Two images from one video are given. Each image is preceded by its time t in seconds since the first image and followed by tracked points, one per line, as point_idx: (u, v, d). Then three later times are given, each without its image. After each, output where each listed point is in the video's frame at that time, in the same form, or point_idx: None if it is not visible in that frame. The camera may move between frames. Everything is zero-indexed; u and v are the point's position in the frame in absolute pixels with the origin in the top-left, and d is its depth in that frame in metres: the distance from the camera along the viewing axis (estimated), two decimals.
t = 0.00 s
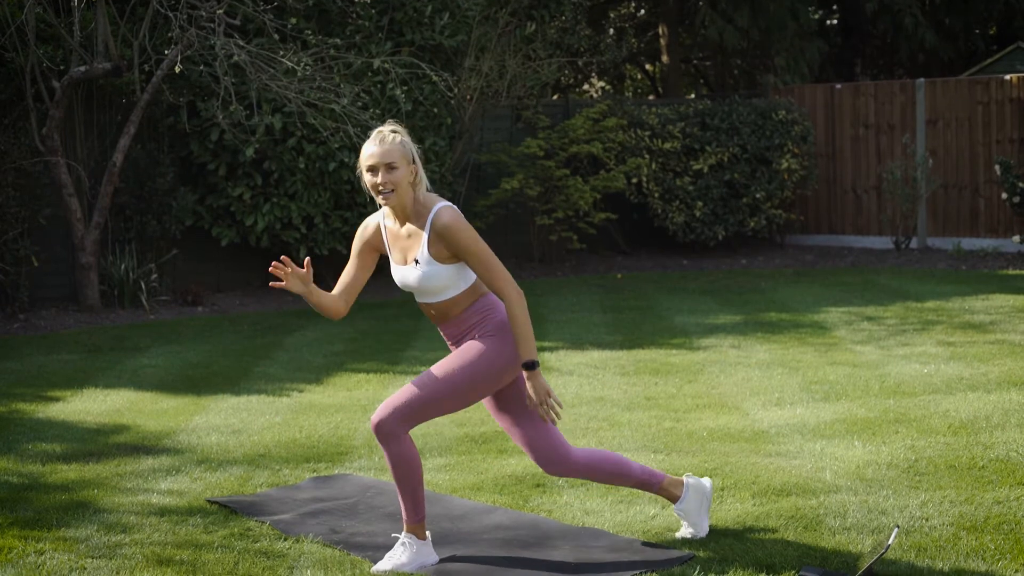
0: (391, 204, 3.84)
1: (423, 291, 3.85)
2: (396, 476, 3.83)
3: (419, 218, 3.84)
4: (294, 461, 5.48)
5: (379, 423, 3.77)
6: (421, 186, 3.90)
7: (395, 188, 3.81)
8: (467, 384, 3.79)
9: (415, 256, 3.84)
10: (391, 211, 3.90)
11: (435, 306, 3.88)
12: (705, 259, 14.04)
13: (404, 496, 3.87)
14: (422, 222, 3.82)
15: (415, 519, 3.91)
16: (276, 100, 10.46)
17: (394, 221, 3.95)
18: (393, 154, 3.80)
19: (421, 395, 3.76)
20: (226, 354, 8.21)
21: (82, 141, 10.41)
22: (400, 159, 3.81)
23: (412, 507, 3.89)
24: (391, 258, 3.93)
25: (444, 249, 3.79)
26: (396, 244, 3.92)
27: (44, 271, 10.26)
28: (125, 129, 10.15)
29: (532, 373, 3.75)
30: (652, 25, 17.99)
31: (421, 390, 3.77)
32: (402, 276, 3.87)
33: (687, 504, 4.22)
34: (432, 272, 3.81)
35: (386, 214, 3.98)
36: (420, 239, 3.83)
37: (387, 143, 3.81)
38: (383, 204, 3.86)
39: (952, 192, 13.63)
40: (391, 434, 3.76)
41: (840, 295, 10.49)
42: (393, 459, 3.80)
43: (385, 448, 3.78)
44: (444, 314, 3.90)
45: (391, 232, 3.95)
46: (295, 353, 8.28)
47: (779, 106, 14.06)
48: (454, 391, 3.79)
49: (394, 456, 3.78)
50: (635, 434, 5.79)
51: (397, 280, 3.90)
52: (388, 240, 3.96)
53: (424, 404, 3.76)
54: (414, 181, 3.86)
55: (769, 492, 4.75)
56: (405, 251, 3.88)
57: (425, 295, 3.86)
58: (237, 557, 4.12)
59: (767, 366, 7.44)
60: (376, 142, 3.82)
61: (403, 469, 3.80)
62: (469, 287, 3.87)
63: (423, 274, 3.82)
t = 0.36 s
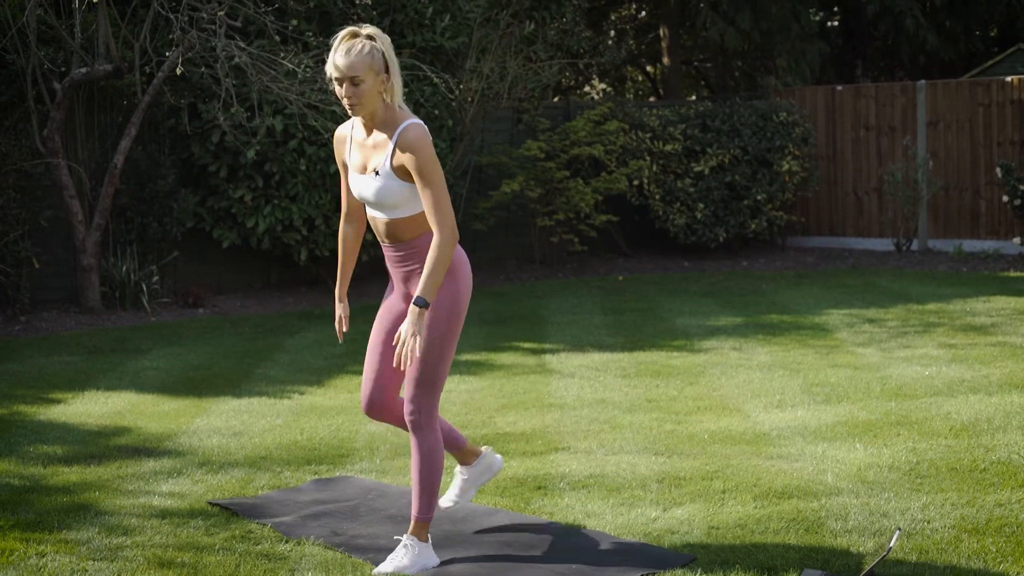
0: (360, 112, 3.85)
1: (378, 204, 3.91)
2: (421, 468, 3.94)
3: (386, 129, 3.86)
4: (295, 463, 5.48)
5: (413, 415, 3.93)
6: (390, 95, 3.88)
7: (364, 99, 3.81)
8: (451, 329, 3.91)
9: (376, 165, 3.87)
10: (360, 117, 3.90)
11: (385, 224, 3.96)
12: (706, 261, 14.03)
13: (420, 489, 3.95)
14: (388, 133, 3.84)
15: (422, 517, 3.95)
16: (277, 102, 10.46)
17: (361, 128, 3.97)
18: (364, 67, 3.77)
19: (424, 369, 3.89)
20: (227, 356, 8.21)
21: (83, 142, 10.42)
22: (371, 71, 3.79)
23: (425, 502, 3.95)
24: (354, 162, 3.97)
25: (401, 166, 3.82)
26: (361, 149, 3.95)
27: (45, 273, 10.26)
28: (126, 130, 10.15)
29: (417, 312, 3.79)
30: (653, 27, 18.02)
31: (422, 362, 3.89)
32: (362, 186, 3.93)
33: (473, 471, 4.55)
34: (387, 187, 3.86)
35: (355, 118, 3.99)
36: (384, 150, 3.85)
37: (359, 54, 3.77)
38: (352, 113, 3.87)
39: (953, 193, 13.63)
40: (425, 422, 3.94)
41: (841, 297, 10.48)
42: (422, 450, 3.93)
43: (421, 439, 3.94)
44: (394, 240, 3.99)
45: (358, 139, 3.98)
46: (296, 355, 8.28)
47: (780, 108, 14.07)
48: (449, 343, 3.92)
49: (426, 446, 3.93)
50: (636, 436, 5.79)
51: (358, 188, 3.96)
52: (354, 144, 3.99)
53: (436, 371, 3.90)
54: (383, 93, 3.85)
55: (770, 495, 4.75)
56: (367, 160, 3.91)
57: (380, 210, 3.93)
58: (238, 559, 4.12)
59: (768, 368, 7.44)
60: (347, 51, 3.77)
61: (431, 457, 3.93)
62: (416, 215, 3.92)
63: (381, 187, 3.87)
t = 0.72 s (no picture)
0: (344, 109, 3.91)
1: (353, 193, 3.93)
2: (395, 473, 3.92)
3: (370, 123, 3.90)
4: (299, 466, 5.48)
5: (374, 423, 3.89)
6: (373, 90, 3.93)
7: (344, 96, 3.85)
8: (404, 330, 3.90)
9: (357, 155, 3.91)
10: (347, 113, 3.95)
11: (351, 212, 3.95)
12: (710, 264, 14.02)
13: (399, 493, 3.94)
14: (373, 127, 3.89)
15: (413, 520, 3.95)
16: (281, 105, 10.48)
17: (348, 121, 4.02)
18: (338, 68, 3.81)
19: (381, 371, 3.87)
20: (231, 359, 8.21)
21: (88, 145, 10.44)
22: (345, 70, 3.81)
23: (412, 505, 3.93)
24: (335, 153, 4.00)
25: (385, 157, 3.87)
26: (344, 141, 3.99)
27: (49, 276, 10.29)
28: (130, 133, 10.17)
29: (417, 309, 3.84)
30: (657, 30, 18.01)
31: (376, 366, 3.86)
32: (341, 175, 3.95)
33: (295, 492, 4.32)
34: (368, 176, 3.89)
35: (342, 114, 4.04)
36: (368, 141, 3.89)
37: (334, 56, 3.83)
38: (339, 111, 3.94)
39: (957, 197, 13.61)
40: (387, 429, 3.89)
41: (844, 301, 10.48)
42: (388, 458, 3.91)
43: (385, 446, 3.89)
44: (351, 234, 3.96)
45: (343, 133, 4.02)
46: (300, 358, 8.29)
47: (784, 112, 14.07)
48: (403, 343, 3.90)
49: (390, 453, 3.90)
50: (640, 440, 5.78)
51: (334, 178, 3.97)
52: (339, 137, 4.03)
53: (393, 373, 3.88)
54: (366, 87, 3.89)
55: (774, 498, 4.75)
56: (349, 151, 3.95)
57: (353, 198, 3.93)
58: (242, 562, 4.12)
59: (772, 372, 7.44)
60: (322, 57, 3.85)
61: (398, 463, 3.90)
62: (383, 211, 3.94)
63: (362, 176, 3.90)
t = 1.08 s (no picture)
0: (311, 130, 3.92)
1: (339, 212, 3.94)
2: (404, 470, 3.91)
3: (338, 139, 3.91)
4: (303, 466, 5.49)
5: (384, 419, 3.87)
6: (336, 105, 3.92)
7: (308, 118, 3.87)
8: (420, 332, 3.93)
9: (334, 175, 3.91)
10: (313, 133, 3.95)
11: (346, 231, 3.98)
12: (714, 265, 14.01)
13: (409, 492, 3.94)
14: (341, 144, 3.89)
15: (420, 518, 3.95)
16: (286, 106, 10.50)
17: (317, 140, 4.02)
18: (297, 89, 3.81)
19: (396, 369, 3.88)
20: (235, 360, 8.22)
21: (92, 145, 10.45)
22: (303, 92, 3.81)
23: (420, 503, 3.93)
24: (313, 176, 4.01)
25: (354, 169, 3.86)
26: (318, 162, 4.00)
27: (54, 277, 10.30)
28: (135, 133, 10.18)
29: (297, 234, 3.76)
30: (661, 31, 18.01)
31: (390, 364, 3.89)
32: (323, 197, 3.96)
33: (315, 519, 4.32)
34: (347, 194, 3.89)
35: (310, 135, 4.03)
36: (341, 160, 3.89)
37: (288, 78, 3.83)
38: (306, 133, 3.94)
39: (961, 198, 13.60)
40: (396, 425, 3.88)
41: (849, 302, 10.46)
42: (397, 454, 3.90)
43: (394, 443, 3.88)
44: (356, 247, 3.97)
45: (315, 153, 4.01)
46: (304, 359, 8.29)
47: (788, 112, 14.08)
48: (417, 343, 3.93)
49: (399, 450, 3.89)
50: (644, 440, 5.78)
51: (318, 199, 3.99)
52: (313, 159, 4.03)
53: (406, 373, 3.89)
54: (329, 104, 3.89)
55: (778, 499, 4.75)
56: (326, 171, 3.95)
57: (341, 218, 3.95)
58: (246, 562, 4.12)
59: (776, 372, 7.43)
60: (280, 79, 3.85)
61: (408, 459, 3.90)
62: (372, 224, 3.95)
63: (341, 195, 3.91)
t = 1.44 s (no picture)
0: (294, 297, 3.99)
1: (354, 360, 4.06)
2: (394, 472, 3.86)
3: (324, 301, 3.98)
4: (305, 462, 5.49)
5: (377, 424, 3.84)
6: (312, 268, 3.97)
7: (286, 287, 3.94)
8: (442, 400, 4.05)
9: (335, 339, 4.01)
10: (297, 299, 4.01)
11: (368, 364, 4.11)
12: (715, 260, 14.00)
13: (403, 497, 3.89)
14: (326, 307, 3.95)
15: (418, 519, 3.92)
16: (287, 101, 10.50)
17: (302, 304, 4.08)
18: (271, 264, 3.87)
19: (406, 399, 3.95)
20: (236, 355, 8.22)
21: (94, 141, 10.45)
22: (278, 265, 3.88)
23: (416, 506, 3.90)
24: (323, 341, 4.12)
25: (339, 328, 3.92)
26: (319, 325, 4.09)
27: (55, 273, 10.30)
28: (136, 130, 10.18)
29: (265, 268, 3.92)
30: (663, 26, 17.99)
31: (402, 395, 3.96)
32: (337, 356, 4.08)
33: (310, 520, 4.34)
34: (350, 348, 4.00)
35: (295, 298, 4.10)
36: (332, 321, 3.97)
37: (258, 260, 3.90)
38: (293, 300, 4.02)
39: (964, 194, 13.58)
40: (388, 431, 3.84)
41: (850, 297, 10.45)
42: (387, 458, 3.85)
43: (381, 444, 3.82)
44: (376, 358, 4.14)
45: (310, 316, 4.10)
46: (305, 355, 8.29)
47: (790, 108, 14.06)
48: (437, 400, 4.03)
49: (389, 452, 3.83)
50: (645, 435, 5.78)
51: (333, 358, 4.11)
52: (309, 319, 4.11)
53: (418, 408, 3.96)
54: (304, 269, 3.94)
55: (779, 494, 4.74)
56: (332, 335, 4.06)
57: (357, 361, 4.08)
58: (247, 558, 4.12)
59: (777, 368, 7.43)
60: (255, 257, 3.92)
61: (399, 463, 3.85)
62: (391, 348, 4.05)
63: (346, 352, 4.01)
